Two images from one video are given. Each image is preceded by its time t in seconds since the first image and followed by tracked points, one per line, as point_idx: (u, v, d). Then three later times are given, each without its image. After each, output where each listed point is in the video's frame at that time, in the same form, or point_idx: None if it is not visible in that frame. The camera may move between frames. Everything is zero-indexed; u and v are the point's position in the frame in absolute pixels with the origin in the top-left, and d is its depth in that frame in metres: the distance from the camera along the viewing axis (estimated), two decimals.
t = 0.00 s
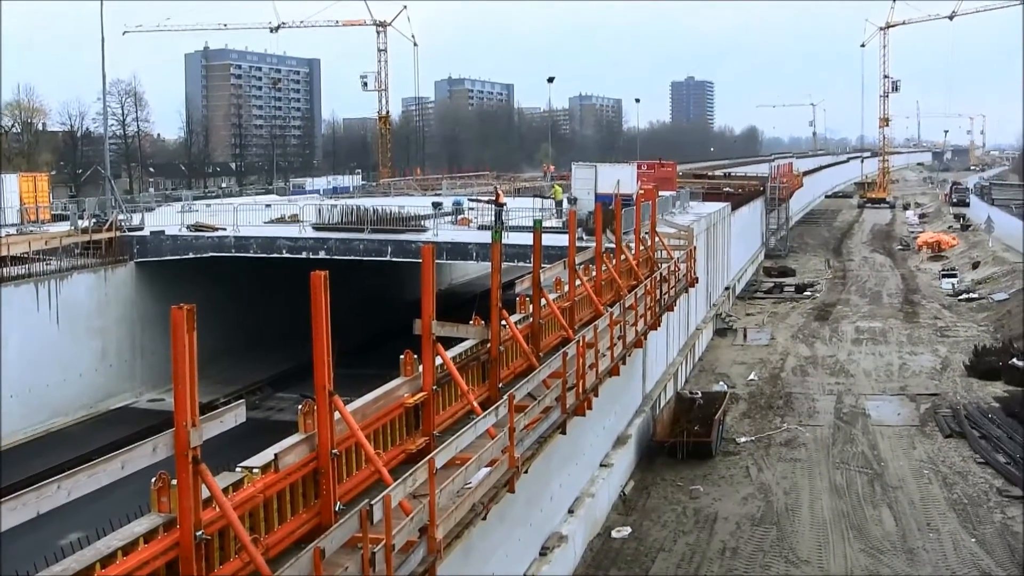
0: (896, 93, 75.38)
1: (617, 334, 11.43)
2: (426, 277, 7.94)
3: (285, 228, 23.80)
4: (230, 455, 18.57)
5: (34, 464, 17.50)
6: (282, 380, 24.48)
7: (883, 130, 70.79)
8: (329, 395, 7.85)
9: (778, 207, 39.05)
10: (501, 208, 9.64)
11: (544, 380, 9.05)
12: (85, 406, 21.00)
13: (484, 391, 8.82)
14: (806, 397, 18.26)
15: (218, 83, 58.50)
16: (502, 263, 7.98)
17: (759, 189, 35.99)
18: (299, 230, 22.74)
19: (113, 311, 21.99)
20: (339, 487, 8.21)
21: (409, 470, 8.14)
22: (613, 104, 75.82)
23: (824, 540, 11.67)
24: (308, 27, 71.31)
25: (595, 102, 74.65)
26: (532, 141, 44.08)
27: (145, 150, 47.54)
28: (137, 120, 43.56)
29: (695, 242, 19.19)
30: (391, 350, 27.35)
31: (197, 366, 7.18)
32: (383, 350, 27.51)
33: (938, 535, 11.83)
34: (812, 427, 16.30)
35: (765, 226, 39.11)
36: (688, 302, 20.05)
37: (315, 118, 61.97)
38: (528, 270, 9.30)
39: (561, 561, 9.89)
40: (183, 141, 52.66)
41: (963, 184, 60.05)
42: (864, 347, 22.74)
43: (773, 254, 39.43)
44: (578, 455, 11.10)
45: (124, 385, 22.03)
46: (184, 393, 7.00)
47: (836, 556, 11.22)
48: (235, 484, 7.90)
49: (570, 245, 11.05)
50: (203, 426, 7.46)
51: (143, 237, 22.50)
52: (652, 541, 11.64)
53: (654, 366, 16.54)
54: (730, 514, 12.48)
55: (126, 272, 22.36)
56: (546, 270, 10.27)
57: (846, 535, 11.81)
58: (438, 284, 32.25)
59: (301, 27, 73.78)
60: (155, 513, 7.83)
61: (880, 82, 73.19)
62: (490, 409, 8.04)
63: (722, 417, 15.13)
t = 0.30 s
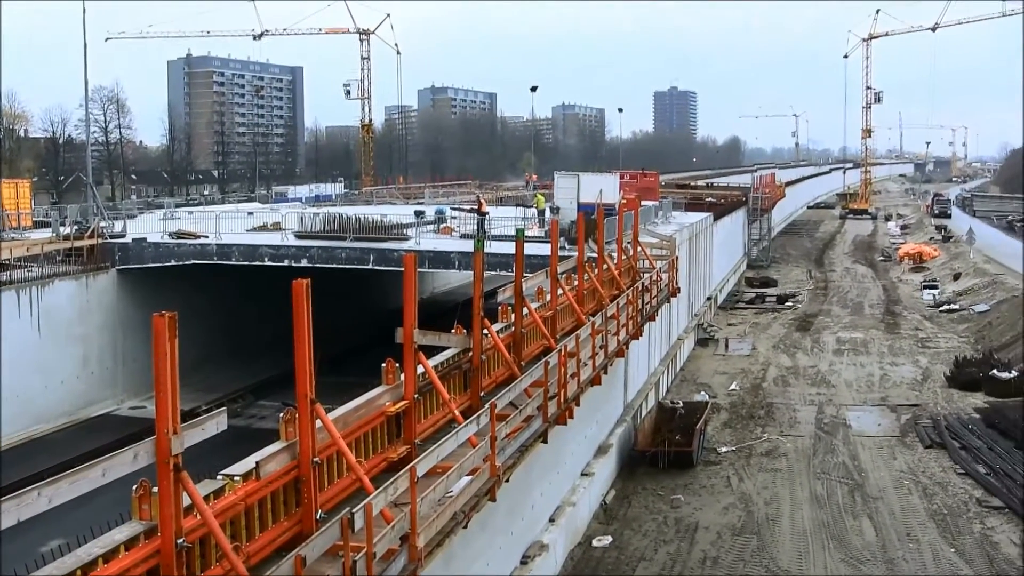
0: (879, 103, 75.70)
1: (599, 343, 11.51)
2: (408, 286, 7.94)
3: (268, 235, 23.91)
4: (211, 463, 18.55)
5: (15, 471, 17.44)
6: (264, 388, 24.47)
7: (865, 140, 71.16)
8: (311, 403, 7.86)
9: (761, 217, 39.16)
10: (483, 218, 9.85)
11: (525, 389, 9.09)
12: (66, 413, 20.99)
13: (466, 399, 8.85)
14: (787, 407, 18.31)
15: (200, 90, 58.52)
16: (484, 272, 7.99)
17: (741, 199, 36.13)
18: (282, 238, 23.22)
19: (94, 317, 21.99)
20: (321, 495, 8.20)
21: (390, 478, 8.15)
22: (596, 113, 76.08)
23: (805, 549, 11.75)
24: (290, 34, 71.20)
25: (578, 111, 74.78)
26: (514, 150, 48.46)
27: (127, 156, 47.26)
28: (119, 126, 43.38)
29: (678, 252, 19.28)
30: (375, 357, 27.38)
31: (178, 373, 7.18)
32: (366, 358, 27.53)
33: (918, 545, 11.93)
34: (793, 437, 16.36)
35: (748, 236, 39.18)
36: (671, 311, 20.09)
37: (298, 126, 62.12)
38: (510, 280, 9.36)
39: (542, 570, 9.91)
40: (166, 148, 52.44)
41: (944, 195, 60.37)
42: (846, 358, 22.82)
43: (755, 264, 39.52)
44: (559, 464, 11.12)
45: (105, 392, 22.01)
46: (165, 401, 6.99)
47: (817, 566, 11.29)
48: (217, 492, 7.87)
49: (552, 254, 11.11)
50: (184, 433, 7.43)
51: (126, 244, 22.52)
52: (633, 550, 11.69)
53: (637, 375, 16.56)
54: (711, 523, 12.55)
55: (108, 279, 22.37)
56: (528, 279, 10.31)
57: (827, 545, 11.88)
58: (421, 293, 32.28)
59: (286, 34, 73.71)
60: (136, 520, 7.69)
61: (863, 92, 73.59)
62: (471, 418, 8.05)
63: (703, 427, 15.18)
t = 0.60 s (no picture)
0: (863, 107, 76.05)
1: (584, 346, 11.56)
2: (394, 288, 7.94)
3: (252, 238, 23.91)
4: (195, 466, 18.48)
5: None
6: (249, 390, 24.40)
7: (850, 143, 71.43)
8: (295, 406, 7.85)
9: (745, 219, 39.25)
10: (467, 222, 10.08)
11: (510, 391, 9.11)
12: (50, 415, 20.86)
13: (450, 402, 8.86)
14: (772, 409, 18.35)
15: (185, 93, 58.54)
16: (469, 274, 7.99)
17: (726, 203, 36.24)
18: (266, 240, 23.07)
19: (79, 320, 21.88)
20: (306, 498, 8.19)
21: (375, 481, 8.14)
22: (581, 116, 76.22)
23: (790, 550, 11.79)
24: (274, 36, 71.01)
25: (563, 114, 74.85)
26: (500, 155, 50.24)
27: (111, 158, 46.88)
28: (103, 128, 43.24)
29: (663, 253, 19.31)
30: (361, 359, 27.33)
31: (161, 376, 7.14)
32: (352, 360, 27.48)
33: (902, 546, 11.98)
34: (777, 439, 16.39)
35: (732, 238, 39.18)
36: (655, 314, 20.10)
37: (282, 129, 62.16)
38: (495, 282, 9.38)
39: (528, 572, 9.91)
40: (150, 150, 52.22)
41: (928, 199, 60.69)
42: (830, 360, 22.87)
43: (740, 266, 39.57)
44: (545, 466, 11.12)
45: (88, 395, 21.88)
46: (150, 403, 6.97)
47: (801, 567, 11.33)
48: (202, 494, 7.84)
49: (537, 256, 11.13)
50: (169, 435, 7.40)
51: (110, 246, 22.54)
52: (618, 552, 11.71)
53: (621, 378, 16.54)
54: (696, 525, 12.57)
55: (93, 281, 22.29)
56: (513, 281, 10.33)
57: (811, 546, 11.92)
58: (406, 295, 32.24)
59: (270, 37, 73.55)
60: (120, 523, 7.67)
61: (847, 95, 73.91)
62: (456, 420, 8.05)
63: (688, 429, 15.19)
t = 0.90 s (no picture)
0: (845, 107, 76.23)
1: (566, 346, 11.61)
2: (376, 289, 7.94)
3: (236, 238, 23.97)
4: (179, 467, 18.44)
5: None
6: (234, 392, 24.38)
7: (833, 143, 71.65)
8: (278, 407, 7.84)
9: (727, 219, 39.27)
10: (448, 224, 10.13)
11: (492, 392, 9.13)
12: (33, 418, 20.87)
13: (433, 402, 8.87)
14: (754, 409, 18.37)
15: (168, 95, 57.42)
16: (452, 275, 8.00)
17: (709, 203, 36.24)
18: (249, 242, 22.88)
19: (61, 322, 21.89)
20: (289, 499, 8.19)
21: (358, 482, 8.15)
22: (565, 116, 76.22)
23: (773, 550, 11.83)
24: (256, 38, 70.85)
25: (546, 114, 74.85)
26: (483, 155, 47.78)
27: (93, 160, 46.42)
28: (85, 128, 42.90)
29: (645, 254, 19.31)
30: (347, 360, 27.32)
31: (144, 377, 7.07)
32: (337, 361, 27.47)
33: (885, 545, 12.03)
34: (760, 439, 16.41)
35: (715, 239, 39.17)
36: (638, 314, 20.09)
37: (264, 129, 61.94)
38: (477, 282, 9.40)
39: (510, 572, 9.93)
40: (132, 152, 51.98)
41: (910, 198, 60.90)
42: (813, 360, 22.89)
43: (722, 266, 39.57)
44: (527, 467, 11.14)
45: (71, 397, 21.90)
46: (132, 404, 6.92)
47: (785, 566, 11.36)
48: (184, 496, 7.80)
49: (519, 257, 11.15)
50: (152, 437, 7.33)
51: (92, 248, 22.49)
52: (602, 552, 11.74)
53: (604, 379, 16.53)
54: (679, 525, 12.61)
55: (75, 283, 22.35)
56: (495, 282, 10.35)
57: (794, 545, 11.96)
58: (389, 296, 32.24)
59: (253, 38, 73.31)
60: (103, 525, 7.58)
61: (830, 94, 74.16)
62: (439, 421, 8.06)
63: (671, 429, 15.21)
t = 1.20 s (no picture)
0: (831, 103, 76.41)
1: (553, 343, 11.65)
2: (364, 286, 7.93)
3: (222, 237, 24.05)
4: (168, 466, 18.40)
5: None
6: (221, 390, 24.39)
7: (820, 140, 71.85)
8: (266, 405, 7.83)
9: (715, 216, 39.29)
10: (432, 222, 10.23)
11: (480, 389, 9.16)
12: (21, 417, 20.88)
13: (421, 400, 8.90)
14: (742, 405, 18.40)
15: (153, 92, 57.74)
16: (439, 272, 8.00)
17: (695, 199, 36.28)
18: (235, 240, 23.26)
19: (48, 320, 21.88)
20: (277, 497, 8.19)
21: (346, 479, 8.15)
22: (552, 114, 76.26)
23: (761, 545, 11.86)
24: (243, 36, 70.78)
25: (534, 112, 74.93)
26: (471, 152, 49.37)
27: (80, 158, 46.10)
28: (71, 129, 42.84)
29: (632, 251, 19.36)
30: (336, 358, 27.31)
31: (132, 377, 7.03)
32: (326, 359, 27.48)
33: (873, 540, 12.06)
34: (748, 435, 16.43)
35: (702, 236, 39.19)
36: (625, 311, 20.11)
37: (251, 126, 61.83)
38: (464, 280, 9.43)
39: (498, 569, 9.95)
40: (119, 150, 51.74)
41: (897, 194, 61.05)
42: (800, 356, 22.92)
43: (709, 263, 39.59)
44: (516, 464, 11.15)
45: (58, 396, 21.92)
46: (120, 403, 6.86)
47: (772, 562, 11.39)
48: (172, 495, 7.79)
49: (507, 254, 11.17)
50: (139, 435, 7.29)
51: (78, 247, 22.48)
52: (590, 549, 11.76)
53: (592, 375, 16.55)
54: (667, 521, 12.64)
55: (61, 282, 22.34)
56: (482, 279, 10.38)
57: (782, 541, 11.98)
58: (376, 293, 32.25)
59: (240, 35, 73.17)
60: (90, 524, 7.54)
61: (816, 91, 74.32)
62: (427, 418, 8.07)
63: (659, 425, 15.23)
